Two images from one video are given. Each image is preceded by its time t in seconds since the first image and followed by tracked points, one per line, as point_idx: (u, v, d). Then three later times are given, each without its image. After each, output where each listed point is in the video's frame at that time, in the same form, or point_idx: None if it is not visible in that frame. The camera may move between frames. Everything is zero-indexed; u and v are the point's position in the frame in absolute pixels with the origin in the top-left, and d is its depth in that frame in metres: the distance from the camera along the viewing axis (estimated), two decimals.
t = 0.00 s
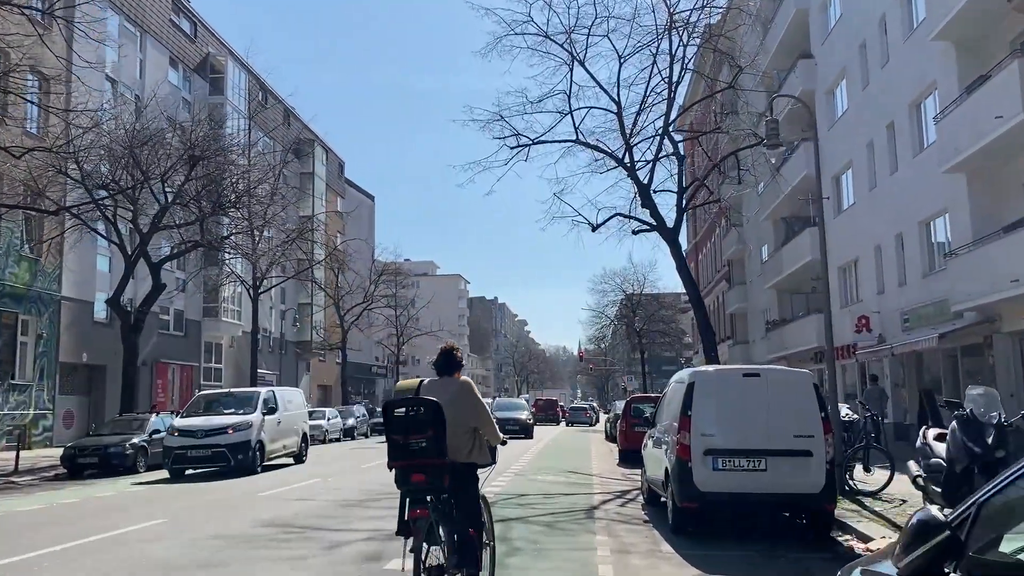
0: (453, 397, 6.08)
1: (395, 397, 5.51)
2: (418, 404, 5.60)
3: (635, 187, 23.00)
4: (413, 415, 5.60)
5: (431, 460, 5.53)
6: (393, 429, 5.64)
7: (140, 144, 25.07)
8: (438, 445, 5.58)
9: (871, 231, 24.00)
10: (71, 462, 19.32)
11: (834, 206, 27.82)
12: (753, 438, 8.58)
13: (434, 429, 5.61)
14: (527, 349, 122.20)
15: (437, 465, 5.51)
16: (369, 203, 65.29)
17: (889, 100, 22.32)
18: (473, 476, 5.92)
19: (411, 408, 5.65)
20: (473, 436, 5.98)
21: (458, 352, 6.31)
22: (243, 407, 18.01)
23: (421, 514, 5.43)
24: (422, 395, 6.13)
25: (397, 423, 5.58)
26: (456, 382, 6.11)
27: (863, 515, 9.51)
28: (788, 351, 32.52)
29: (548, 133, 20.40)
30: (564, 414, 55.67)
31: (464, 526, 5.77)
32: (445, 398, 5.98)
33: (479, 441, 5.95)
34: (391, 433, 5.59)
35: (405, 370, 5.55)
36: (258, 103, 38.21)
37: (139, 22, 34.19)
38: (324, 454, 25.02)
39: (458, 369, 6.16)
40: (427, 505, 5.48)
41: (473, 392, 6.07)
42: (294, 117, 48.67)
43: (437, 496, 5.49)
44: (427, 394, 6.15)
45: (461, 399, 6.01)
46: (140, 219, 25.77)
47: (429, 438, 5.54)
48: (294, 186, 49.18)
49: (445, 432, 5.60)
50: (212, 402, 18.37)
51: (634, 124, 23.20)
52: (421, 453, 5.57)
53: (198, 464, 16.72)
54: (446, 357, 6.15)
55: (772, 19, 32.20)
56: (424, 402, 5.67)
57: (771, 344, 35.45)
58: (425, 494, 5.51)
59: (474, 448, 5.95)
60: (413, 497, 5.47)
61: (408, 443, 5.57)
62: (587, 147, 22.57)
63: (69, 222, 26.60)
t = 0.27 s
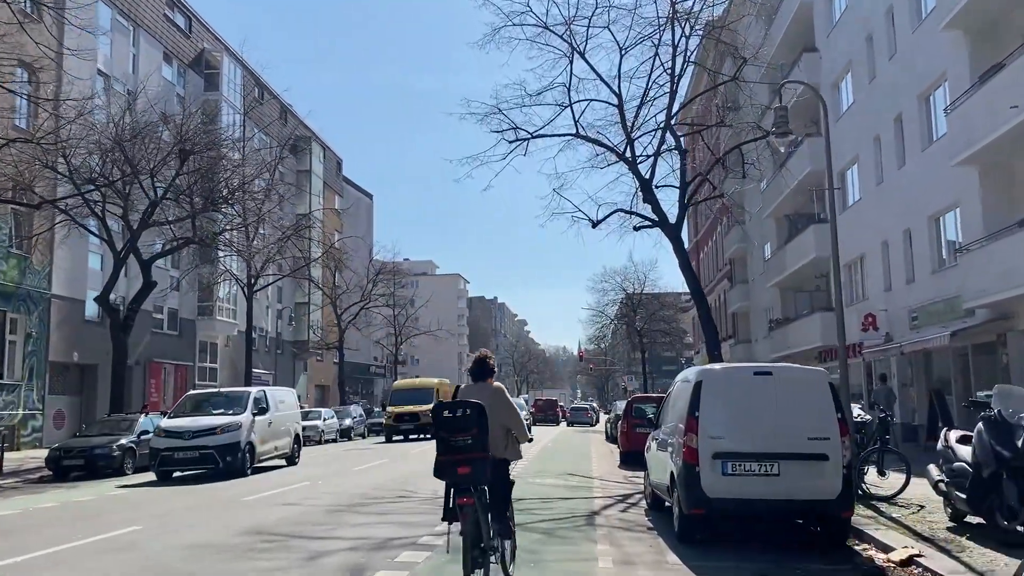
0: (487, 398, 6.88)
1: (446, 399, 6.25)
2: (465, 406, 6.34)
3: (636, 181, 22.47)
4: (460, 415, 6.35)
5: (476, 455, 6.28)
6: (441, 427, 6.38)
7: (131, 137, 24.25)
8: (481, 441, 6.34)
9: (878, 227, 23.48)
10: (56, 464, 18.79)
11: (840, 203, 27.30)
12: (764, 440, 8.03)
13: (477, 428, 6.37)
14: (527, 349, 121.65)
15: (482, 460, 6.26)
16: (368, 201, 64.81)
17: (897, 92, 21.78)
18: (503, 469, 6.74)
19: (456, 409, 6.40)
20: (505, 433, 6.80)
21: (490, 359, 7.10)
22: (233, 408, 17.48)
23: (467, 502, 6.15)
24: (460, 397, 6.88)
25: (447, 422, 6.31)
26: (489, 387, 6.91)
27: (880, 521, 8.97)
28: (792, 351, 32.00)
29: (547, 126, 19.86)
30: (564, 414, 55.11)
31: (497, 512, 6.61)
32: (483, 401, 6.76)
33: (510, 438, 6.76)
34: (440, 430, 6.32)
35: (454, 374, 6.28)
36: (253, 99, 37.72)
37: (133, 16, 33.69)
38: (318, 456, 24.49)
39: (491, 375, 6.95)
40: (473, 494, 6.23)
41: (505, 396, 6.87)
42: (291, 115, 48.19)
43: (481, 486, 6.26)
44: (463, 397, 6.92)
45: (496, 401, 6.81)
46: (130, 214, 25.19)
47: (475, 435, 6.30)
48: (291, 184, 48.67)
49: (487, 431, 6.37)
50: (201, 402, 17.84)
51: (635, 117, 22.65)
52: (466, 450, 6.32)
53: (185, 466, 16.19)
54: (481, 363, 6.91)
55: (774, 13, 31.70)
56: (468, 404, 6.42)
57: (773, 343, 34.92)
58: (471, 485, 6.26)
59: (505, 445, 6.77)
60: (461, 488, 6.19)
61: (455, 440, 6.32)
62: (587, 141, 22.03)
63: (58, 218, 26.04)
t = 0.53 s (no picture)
0: (509, 399, 7.49)
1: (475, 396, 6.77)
2: (493, 405, 6.91)
3: (638, 176, 21.94)
4: (489, 413, 6.93)
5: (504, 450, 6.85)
6: (471, 423, 6.95)
7: (121, 131, 23.55)
8: (507, 438, 6.92)
9: (884, 223, 22.96)
10: (41, 466, 18.27)
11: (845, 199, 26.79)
12: (777, 442, 7.52)
13: (503, 425, 6.95)
14: (527, 349, 121.11)
15: (509, 454, 6.83)
16: (366, 200, 64.28)
17: (905, 85, 21.26)
18: (523, 464, 7.34)
19: (484, 408, 6.97)
20: (525, 432, 7.41)
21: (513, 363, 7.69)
22: (222, 408, 16.96)
23: (494, 492, 6.70)
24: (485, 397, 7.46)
25: (477, 419, 6.88)
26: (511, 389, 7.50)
27: (897, 528, 8.51)
28: (795, 350, 31.50)
29: (546, 118, 19.34)
30: (564, 414, 54.59)
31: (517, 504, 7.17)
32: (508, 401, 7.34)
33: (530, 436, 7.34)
34: (470, 426, 6.89)
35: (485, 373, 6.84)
36: (249, 95, 37.16)
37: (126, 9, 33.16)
38: (313, 457, 23.99)
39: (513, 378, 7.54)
40: (499, 485, 6.77)
41: (525, 396, 7.48)
42: (288, 112, 47.66)
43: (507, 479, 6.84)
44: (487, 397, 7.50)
45: (518, 402, 7.39)
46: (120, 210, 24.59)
47: (503, 432, 6.87)
48: (288, 182, 48.17)
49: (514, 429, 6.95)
50: (189, 402, 17.33)
51: (637, 110, 22.12)
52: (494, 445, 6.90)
53: (172, 467, 15.68)
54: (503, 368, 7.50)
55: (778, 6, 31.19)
56: (496, 403, 7.00)
57: (776, 343, 34.42)
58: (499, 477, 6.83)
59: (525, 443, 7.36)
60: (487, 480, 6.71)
61: (484, 436, 6.89)
62: (587, 134, 21.51)
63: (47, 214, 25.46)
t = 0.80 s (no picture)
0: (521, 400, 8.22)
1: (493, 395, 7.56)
2: (508, 405, 7.69)
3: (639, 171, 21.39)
4: (505, 412, 7.73)
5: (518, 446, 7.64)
6: (489, 421, 7.74)
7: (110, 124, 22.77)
8: (521, 434, 7.72)
9: (891, 219, 22.46)
10: (25, 467, 17.76)
11: (849, 195, 26.29)
12: (789, 444, 7.02)
13: (518, 423, 7.74)
14: (527, 349, 120.59)
15: (523, 448, 7.60)
16: (364, 198, 63.77)
17: (912, 77, 20.75)
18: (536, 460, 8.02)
19: (500, 407, 7.78)
20: (537, 430, 8.11)
21: (524, 368, 8.51)
22: (211, 408, 16.44)
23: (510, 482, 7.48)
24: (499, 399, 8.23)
25: (495, 417, 7.65)
26: (523, 390, 8.30)
27: (916, 536, 8.04)
28: (798, 349, 31.00)
29: (545, 111, 18.82)
30: (564, 414, 54.08)
31: (531, 495, 7.94)
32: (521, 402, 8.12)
33: (543, 434, 8.09)
34: (488, 424, 7.69)
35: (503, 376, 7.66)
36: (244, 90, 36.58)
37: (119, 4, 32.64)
38: (306, 458, 23.52)
39: (525, 382, 8.34)
40: (515, 476, 7.51)
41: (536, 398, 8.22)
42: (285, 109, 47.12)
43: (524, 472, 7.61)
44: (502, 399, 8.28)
45: (530, 402, 8.18)
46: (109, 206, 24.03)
47: (518, 429, 7.65)
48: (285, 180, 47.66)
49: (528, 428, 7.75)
50: (176, 402, 16.80)
51: (638, 103, 21.60)
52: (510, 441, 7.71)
53: (158, 470, 15.16)
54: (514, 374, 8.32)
55: None
56: (511, 403, 7.81)
57: (779, 342, 33.92)
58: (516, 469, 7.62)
59: (537, 440, 8.13)
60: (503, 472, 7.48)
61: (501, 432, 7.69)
62: (586, 128, 20.99)
63: (35, 211, 24.89)
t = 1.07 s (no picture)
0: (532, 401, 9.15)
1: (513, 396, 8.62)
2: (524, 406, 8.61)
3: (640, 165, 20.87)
4: (521, 411, 8.67)
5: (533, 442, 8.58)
6: (506, 419, 8.69)
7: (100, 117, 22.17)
8: (534, 431, 8.69)
9: (899, 215, 21.97)
10: (10, 469, 17.29)
11: (855, 191, 25.78)
12: (803, 446, 6.52)
13: (532, 421, 8.69)
14: (528, 349, 120.07)
15: (536, 444, 8.55)
16: (364, 197, 63.30)
17: (920, 69, 20.25)
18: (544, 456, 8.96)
19: (517, 407, 8.76)
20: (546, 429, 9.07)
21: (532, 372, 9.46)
22: (199, 408, 15.92)
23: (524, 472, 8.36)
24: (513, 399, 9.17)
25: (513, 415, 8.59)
26: (533, 392, 9.25)
27: (937, 544, 7.56)
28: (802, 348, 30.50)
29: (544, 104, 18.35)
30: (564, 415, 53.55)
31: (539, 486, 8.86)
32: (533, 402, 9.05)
33: (553, 432, 9.01)
34: (507, 420, 8.65)
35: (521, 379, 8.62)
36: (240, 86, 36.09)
37: None
38: (300, 459, 23.06)
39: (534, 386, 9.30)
40: (527, 469, 8.46)
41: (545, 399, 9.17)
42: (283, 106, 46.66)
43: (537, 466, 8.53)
44: (514, 400, 9.26)
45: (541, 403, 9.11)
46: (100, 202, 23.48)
47: (532, 426, 8.60)
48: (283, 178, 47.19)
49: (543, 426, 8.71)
50: (163, 402, 16.29)
51: (639, 96, 21.10)
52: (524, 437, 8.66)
53: (143, 472, 14.67)
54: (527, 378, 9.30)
55: None
56: (526, 404, 8.76)
57: (783, 341, 33.42)
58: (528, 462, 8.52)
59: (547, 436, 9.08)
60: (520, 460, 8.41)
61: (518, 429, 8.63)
62: (586, 121, 20.50)
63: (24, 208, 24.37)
